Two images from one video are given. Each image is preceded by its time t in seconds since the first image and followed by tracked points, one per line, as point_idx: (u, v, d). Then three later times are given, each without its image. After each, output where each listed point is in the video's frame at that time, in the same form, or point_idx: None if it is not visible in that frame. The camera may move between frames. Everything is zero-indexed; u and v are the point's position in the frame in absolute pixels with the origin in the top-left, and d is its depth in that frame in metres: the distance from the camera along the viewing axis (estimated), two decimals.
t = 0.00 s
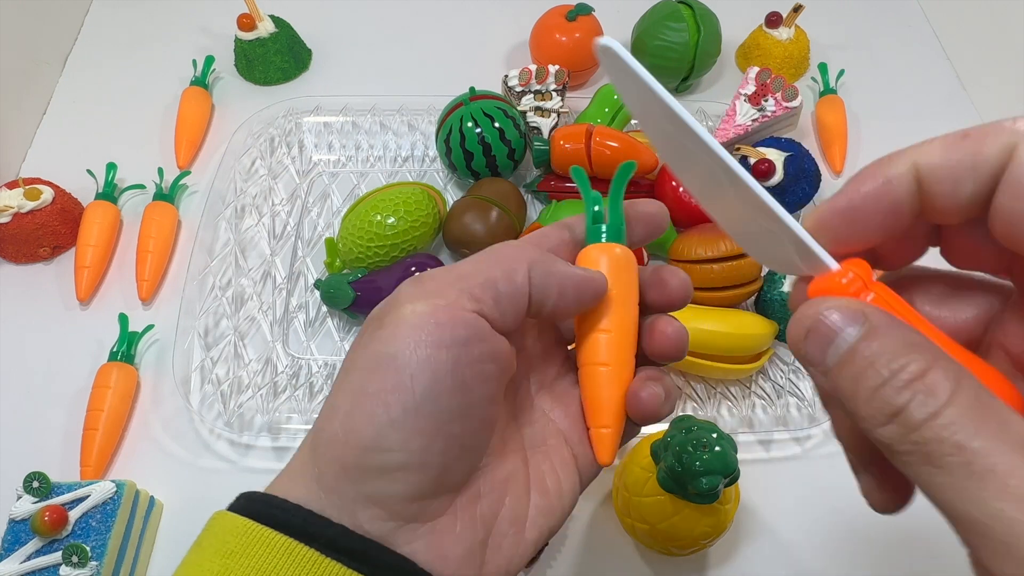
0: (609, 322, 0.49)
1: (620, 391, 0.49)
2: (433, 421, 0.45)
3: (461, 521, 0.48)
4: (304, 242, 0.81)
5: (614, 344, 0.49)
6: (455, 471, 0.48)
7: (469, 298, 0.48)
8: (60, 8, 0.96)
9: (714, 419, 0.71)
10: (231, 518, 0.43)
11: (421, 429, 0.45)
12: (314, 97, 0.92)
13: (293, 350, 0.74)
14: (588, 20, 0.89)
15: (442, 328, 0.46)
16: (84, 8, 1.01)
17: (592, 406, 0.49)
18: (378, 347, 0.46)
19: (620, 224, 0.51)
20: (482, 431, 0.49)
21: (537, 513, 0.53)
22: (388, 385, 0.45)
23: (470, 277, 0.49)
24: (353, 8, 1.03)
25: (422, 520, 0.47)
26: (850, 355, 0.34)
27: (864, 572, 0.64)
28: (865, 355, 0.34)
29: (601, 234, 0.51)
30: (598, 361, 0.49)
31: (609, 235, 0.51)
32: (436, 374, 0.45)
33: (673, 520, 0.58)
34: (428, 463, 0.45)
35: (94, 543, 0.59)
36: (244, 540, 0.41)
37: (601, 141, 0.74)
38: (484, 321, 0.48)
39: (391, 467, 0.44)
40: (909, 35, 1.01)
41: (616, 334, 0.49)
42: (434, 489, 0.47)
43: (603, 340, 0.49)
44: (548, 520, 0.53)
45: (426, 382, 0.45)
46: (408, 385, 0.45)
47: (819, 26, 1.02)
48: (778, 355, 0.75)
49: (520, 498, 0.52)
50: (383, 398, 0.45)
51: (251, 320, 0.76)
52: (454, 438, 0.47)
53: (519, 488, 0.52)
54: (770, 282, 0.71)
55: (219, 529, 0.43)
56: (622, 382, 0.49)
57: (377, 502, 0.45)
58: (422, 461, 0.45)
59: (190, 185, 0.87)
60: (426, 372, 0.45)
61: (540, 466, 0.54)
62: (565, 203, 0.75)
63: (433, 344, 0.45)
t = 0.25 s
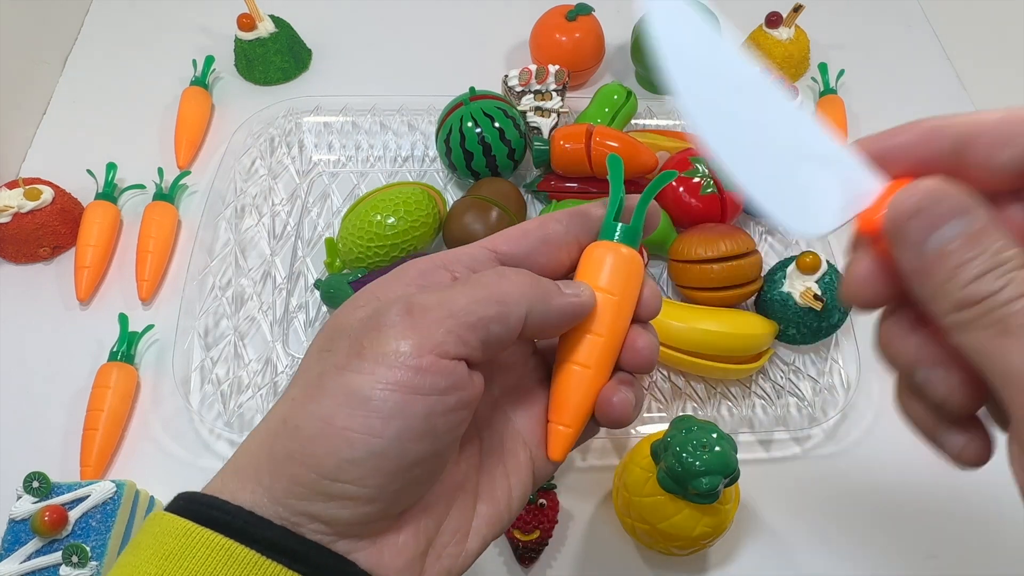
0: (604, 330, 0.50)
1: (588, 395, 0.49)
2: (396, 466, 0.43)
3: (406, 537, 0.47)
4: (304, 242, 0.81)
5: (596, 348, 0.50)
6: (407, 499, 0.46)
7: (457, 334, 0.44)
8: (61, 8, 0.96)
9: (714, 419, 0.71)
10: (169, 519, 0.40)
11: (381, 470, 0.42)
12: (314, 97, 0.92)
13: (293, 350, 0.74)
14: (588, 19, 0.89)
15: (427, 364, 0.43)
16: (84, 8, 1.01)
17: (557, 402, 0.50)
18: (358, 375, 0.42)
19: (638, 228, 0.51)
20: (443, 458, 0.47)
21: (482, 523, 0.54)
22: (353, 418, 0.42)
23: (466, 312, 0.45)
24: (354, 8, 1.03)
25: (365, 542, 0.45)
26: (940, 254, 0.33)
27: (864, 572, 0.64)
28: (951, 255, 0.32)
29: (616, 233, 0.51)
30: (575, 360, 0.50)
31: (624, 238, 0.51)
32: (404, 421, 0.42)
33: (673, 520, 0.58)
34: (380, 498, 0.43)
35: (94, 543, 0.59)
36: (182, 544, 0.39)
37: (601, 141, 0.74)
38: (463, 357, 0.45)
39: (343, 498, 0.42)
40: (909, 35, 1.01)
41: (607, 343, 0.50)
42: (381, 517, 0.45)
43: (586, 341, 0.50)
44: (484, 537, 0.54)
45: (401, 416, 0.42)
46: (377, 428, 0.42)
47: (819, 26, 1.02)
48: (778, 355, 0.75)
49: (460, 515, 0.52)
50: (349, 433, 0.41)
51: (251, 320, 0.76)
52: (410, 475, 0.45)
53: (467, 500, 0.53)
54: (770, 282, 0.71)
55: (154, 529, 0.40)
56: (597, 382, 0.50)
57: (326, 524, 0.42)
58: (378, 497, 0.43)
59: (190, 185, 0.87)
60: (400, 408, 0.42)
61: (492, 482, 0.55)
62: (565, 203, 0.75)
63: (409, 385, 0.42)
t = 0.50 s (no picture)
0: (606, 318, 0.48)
1: (624, 386, 0.47)
2: (404, 465, 0.44)
3: (430, 552, 0.48)
4: (304, 242, 0.81)
5: (614, 342, 0.48)
6: (424, 507, 0.47)
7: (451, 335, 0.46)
8: (60, 7, 0.96)
9: (714, 419, 0.71)
10: (204, 554, 0.42)
11: (390, 471, 0.44)
12: (314, 97, 0.92)
13: (293, 350, 0.74)
14: (588, 20, 0.89)
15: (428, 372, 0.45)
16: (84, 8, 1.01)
17: (598, 403, 0.48)
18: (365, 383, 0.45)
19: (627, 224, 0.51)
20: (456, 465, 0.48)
21: (511, 532, 0.52)
22: (358, 428, 0.44)
23: (458, 319, 0.47)
24: (354, 8, 1.03)
25: (390, 557, 0.46)
26: (828, 343, 0.40)
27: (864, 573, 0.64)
28: (842, 343, 0.39)
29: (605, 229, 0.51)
30: (596, 357, 0.48)
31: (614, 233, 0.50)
32: (407, 419, 0.44)
33: (674, 520, 0.58)
34: (395, 503, 0.45)
35: (94, 543, 0.59)
36: None
37: (601, 141, 0.74)
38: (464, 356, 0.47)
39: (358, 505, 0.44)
40: (909, 35, 1.01)
41: (615, 330, 0.48)
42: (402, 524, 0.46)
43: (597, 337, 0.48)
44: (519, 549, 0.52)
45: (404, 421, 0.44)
46: (379, 431, 0.44)
47: (819, 26, 1.02)
48: (778, 355, 0.75)
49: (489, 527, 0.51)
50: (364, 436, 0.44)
51: (251, 320, 0.76)
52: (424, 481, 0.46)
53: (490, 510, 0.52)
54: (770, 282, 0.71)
55: (190, 564, 0.43)
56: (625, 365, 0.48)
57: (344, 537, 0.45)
58: (393, 501, 0.45)
59: (190, 184, 0.87)
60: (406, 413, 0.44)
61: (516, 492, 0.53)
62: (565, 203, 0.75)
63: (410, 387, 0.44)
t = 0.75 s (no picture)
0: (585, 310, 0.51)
1: (604, 363, 0.50)
2: (432, 421, 0.47)
3: (468, 516, 0.49)
4: (304, 242, 0.81)
5: (601, 329, 0.50)
6: (457, 467, 0.49)
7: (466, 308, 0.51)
8: (60, 7, 0.96)
9: (714, 419, 0.71)
10: (240, 544, 0.42)
11: (422, 427, 0.47)
12: (314, 97, 0.92)
13: (293, 350, 0.74)
14: (588, 19, 0.89)
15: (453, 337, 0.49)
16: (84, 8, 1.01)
17: (576, 377, 0.50)
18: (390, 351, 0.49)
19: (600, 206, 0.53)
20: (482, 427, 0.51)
21: (542, 496, 0.53)
22: (386, 388, 0.47)
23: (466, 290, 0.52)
24: (354, 8, 1.03)
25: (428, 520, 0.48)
26: (824, 412, 0.42)
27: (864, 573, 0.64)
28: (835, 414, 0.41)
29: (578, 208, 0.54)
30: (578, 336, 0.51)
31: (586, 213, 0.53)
32: (433, 374, 0.48)
33: (673, 520, 0.58)
34: (429, 460, 0.47)
35: (94, 543, 0.59)
36: (253, 567, 0.41)
37: (601, 141, 0.74)
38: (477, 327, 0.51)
39: (392, 463, 0.46)
40: (910, 35, 1.01)
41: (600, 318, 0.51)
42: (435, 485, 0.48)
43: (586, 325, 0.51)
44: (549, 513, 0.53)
45: (430, 382, 0.47)
46: (407, 387, 0.47)
47: (819, 26, 1.02)
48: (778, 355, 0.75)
49: (521, 494, 0.52)
50: (396, 394, 0.47)
51: (251, 320, 0.76)
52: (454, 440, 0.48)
53: (519, 475, 0.53)
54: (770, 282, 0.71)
55: (226, 555, 0.43)
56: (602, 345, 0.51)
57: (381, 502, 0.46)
58: (426, 457, 0.47)
59: (190, 184, 0.87)
60: (433, 375, 0.48)
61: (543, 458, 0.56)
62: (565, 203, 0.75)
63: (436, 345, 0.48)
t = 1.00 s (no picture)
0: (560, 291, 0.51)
1: (586, 364, 0.50)
2: (403, 387, 0.47)
3: (457, 494, 0.48)
4: (304, 242, 0.81)
5: (575, 312, 0.50)
6: (438, 438, 0.48)
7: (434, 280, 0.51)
8: (61, 7, 0.96)
9: (714, 419, 0.71)
10: (230, 530, 0.43)
11: (392, 398, 0.47)
12: (314, 97, 0.92)
13: (293, 350, 0.74)
14: (588, 19, 0.89)
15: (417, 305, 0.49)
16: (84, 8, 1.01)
17: (562, 385, 0.50)
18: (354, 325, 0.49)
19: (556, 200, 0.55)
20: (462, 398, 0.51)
21: (536, 476, 0.51)
22: (356, 363, 0.48)
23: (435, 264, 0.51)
24: (354, 8, 1.03)
25: (416, 498, 0.47)
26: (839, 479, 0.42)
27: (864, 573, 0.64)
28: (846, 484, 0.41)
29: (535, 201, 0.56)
30: (561, 342, 0.50)
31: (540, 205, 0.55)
32: (401, 344, 0.48)
33: (673, 520, 0.58)
34: (406, 430, 0.47)
35: (94, 543, 0.59)
36: (245, 552, 0.42)
37: (601, 141, 0.74)
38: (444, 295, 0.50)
39: (369, 438, 0.46)
40: (909, 35, 1.01)
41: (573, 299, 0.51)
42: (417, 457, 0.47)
43: (560, 310, 0.50)
44: (549, 490, 0.52)
45: (402, 355, 0.47)
46: (375, 357, 0.47)
47: (819, 26, 1.02)
48: (778, 355, 0.75)
49: (513, 471, 0.51)
50: (361, 371, 0.47)
51: (251, 320, 0.76)
52: (430, 409, 0.48)
53: (511, 454, 0.52)
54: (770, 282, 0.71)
55: (218, 541, 0.44)
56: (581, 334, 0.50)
57: (370, 479, 0.47)
58: (402, 430, 0.47)
59: (190, 184, 0.87)
60: (403, 347, 0.48)
61: (535, 438, 0.54)
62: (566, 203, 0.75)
63: (402, 317, 0.48)
